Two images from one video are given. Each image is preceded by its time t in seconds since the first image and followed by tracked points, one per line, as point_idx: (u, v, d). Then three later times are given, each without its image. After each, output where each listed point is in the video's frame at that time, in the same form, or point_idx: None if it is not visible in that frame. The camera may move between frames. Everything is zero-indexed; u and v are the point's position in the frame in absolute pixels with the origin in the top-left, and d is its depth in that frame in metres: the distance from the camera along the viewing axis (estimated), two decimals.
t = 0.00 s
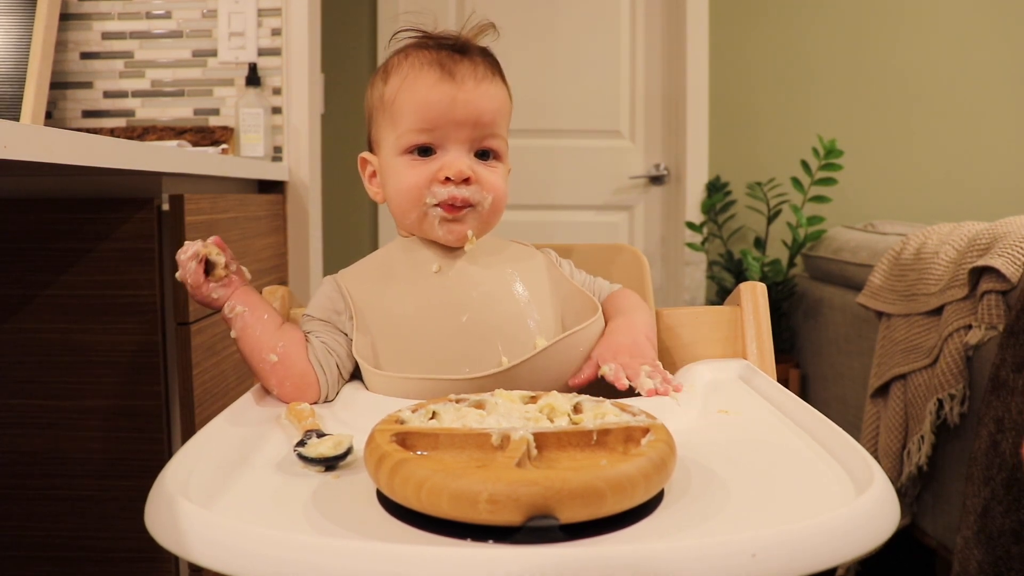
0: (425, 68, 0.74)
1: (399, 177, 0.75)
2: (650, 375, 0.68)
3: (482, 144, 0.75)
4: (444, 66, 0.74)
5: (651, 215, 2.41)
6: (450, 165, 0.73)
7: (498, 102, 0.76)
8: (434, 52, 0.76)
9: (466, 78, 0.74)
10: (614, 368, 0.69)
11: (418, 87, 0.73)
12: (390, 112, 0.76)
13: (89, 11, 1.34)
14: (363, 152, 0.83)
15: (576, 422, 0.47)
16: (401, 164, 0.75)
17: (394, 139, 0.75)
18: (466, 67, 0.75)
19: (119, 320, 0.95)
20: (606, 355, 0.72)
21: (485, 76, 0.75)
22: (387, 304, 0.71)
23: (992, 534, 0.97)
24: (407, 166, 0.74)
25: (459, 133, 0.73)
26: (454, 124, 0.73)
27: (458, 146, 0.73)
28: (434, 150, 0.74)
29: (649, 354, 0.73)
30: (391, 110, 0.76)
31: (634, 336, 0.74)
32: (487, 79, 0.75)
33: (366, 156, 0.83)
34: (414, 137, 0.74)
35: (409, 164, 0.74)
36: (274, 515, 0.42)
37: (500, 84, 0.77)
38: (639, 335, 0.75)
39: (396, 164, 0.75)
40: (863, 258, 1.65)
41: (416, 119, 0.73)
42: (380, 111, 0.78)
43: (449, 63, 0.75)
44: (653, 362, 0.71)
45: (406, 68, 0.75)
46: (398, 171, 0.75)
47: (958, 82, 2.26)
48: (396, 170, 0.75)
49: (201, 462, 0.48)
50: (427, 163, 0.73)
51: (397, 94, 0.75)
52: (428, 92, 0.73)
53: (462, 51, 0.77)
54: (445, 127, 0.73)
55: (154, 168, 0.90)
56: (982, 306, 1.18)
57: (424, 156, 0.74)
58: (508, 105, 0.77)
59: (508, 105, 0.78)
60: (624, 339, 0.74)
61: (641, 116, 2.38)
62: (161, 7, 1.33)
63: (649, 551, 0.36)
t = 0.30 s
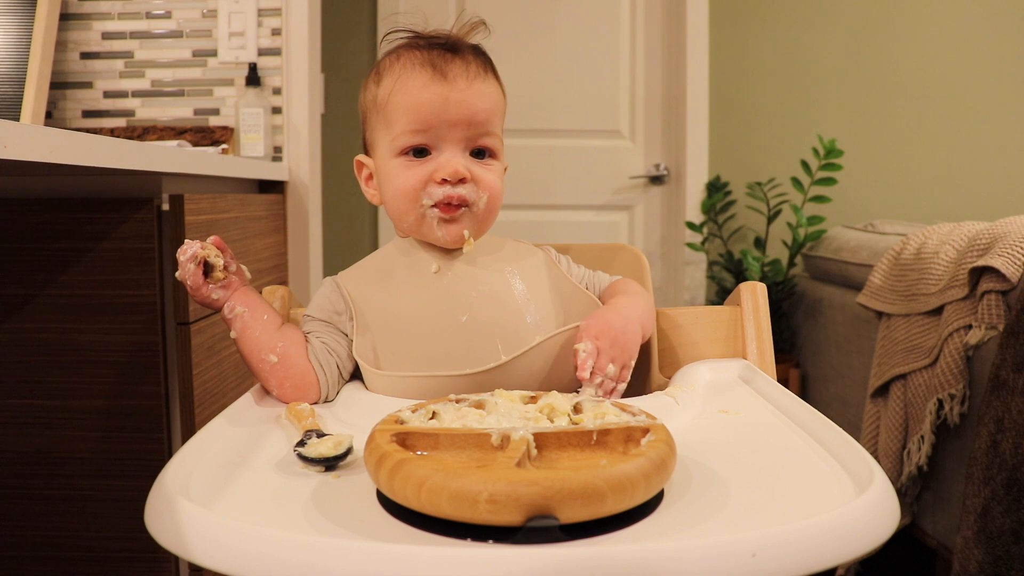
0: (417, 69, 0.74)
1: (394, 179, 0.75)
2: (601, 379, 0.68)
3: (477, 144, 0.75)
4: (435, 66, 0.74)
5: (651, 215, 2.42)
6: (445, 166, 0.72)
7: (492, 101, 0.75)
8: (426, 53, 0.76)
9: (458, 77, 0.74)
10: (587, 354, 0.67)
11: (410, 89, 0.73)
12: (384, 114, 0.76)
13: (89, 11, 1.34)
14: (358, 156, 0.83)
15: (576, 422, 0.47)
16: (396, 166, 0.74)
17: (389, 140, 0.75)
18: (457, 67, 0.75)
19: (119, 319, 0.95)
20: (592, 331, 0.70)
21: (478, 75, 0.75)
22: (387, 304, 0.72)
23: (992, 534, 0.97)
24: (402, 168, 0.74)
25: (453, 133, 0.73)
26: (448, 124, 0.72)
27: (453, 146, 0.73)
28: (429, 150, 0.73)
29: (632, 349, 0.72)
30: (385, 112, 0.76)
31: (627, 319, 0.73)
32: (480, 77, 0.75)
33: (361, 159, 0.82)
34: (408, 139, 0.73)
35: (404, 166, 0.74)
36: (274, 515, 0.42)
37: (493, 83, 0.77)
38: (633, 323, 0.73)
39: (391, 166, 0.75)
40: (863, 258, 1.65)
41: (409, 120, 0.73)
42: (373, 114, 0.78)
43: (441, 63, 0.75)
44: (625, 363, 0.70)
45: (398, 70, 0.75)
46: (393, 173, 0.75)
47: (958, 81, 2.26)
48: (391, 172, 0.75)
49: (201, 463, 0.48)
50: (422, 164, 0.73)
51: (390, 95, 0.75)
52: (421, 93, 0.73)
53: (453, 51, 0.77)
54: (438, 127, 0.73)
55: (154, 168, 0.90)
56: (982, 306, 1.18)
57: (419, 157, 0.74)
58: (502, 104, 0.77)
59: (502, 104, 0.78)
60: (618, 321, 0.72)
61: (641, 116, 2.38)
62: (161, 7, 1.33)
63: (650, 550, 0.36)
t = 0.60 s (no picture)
0: (417, 69, 0.74)
1: (395, 179, 0.74)
2: (610, 373, 0.70)
3: (476, 143, 0.75)
4: (435, 66, 0.75)
5: (651, 215, 2.42)
6: (446, 165, 0.72)
7: (491, 101, 0.76)
8: (425, 53, 0.76)
9: (458, 77, 0.74)
10: (600, 346, 0.69)
11: (411, 88, 0.73)
12: (384, 114, 0.76)
13: (89, 11, 1.34)
14: (357, 157, 0.82)
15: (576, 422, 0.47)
16: (396, 166, 0.74)
17: (389, 140, 0.75)
18: (457, 67, 0.75)
19: (119, 320, 0.95)
20: (606, 325, 0.72)
21: (477, 75, 0.75)
22: (386, 305, 0.71)
23: (992, 535, 0.97)
24: (403, 168, 0.74)
25: (454, 133, 0.73)
26: (448, 124, 0.73)
27: (453, 145, 0.73)
28: (430, 150, 0.74)
29: (641, 347, 0.73)
30: (385, 112, 0.76)
31: (635, 318, 0.74)
32: (479, 77, 0.76)
33: (360, 160, 0.82)
34: (408, 138, 0.73)
35: (405, 165, 0.74)
36: (274, 515, 0.42)
37: (492, 83, 0.77)
38: (645, 321, 0.74)
39: (391, 166, 0.75)
40: (863, 258, 1.65)
41: (409, 119, 0.73)
42: (372, 114, 0.78)
43: (441, 63, 0.75)
44: (633, 360, 0.72)
45: (398, 70, 0.75)
46: (393, 173, 0.75)
47: (958, 81, 2.26)
48: (392, 172, 0.75)
49: (201, 463, 0.48)
50: (423, 163, 0.73)
51: (389, 95, 0.75)
52: (421, 92, 0.73)
53: (452, 52, 0.77)
54: (439, 126, 0.73)
55: (154, 168, 0.90)
56: (982, 306, 1.18)
57: (419, 157, 0.74)
58: (501, 104, 0.77)
59: (500, 104, 0.78)
60: (631, 317, 0.73)
61: (641, 116, 2.38)
62: (161, 7, 1.33)
63: (649, 550, 0.36)
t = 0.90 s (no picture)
0: (423, 69, 0.75)
1: (399, 179, 0.75)
2: (595, 369, 0.71)
3: (481, 146, 0.75)
4: (442, 67, 0.75)
5: (651, 215, 2.42)
6: (451, 167, 0.72)
7: (495, 103, 0.76)
8: (431, 53, 0.76)
9: (464, 79, 0.74)
10: (589, 341, 0.70)
11: (417, 88, 0.73)
12: (388, 113, 0.76)
13: (89, 11, 1.34)
14: (357, 154, 0.82)
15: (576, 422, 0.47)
16: (400, 166, 0.75)
17: (392, 139, 0.75)
18: (463, 69, 0.75)
19: (119, 319, 0.95)
20: (600, 320, 0.72)
21: (483, 77, 0.76)
22: (386, 305, 0.71)
23: (992, 535, 0.97)
24: (407, 168, 0.74)
25: (459, 135, 0.73)
26: (454, 125, 0.73)
27: (458, 147, 0.73)
28: (435, 150, 0.74)
29: (631, 346, 0.74)
30: (390, 110, 0.76)
31: (632, 318, 0.74)
32: (485, 80, 0.76)
33: (361, 158, 0.82)
34: (413, 138, 0.74)
35: (409, 165, 0.74)
36: (274, 515, 0.42)
37: (496, 86, 0.77)
38: (640, 322, 0.75)
39: (395, 165, 0.75)
40: (863, 258, 1.65)
41: (415, 120, 0.73)
42: (376, 111, 0.78)
43: (447, 64, 0.75)
44: (621, 358, 0.73)
45: (404, 69, 0.75)
46: (397, 172, 0.75)
47: (958, 80, 2.26)
48: (395, 171, 0.75)
49: (201, 463, 0.48)
50: (427, 164, 0.73)
51: (394, 94, 0.75)
52: (427, 93, 0.73)
53: (458, 53, 0.77)
54: (444, 128, 0.73)
55: (154, 168, 0.90)
56: (982, 306, 1.18)
57: (423, 157, 0.74)
58: (505, 107, 0.77)
59: (504, 107, 0.78)
60: (628, 316, 0.74)
61: (641, 116, 2.38)
62: (161, 7, 1.33)
63: (650, 550, 0.36)
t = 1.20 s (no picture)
0: (440, 73, 0.74)
1: (414, 182, 0.74)
2: (595, 383, 0.71)
3: (494, 151, 0.75)
4: (458, 71, 0.75)
5: (651, 215, 2.42)
6: (468, 172, 0.73)
7: (508, 108, 0.76)
8: (445, 57, 0.76)
9: (480, 83, 0.74)
10: (585, 358, 0.70)
11: (434, 92, 0.73)
12: (402, 115, 0.75)
13: (89, 11, 1.34)
14: (363, 153, 0.81)
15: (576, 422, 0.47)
16: (416, 169, 0.74)
17: (407, 142, 0.75)
18: (478, 74, 0.75)
19: (119, 319, 0.95)
20: (600, 334, 0.72)
21: (497, 83, 0.76)
22: (388, 306, 0.71)
23: (992, 535, 0.97)
24: (422, 171, 0.74)
25: (475, 140, 0.73)
26: (471, 130, 0.73)
27: (474, 153, 0.74)
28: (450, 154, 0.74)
29: (632, 357, 0.74)
30: (403, 112, 0.75)
31: (632, 322, 0.74)
32: (498, 85, 0.76)
33: (367, 158, 0.81)
34: (430, 141, 0.73)
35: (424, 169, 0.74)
36: (274, 514, 0.42)
37: (508, 91, 0.78)
38: (640, 333, 0.74)
39: (409, 168, 0.75)
40: (863, 258, 1.66)
41: (432, 123, 0.73)
42: (386, 112, 0.77)
43: (463, 69, 0.75)
44: (623, 370, 0.73)
45: (419, 72, 0.75)
46: (412, 175, 0.74)
47: (958, 80, 2.26)
48: (410, 174, 0.75)
49: (201, 463, 0.48)
50: (444, 168, 0.73)
51: (410, 96, 0.75)
52: (445, 97, 0.73)
53: (471, 57, 0.77)
54: (462, 133, 0.73)
55: (154, 168, 0.90)
56: (982, 306, 1.18)
57: (439, 161, 0.74)
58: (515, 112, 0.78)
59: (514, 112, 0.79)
60: (627, 327, 0.73)
61: (641, 116, 2.38)
62: (161, 7, 1.33)
63: (650, 550, 0.36)
